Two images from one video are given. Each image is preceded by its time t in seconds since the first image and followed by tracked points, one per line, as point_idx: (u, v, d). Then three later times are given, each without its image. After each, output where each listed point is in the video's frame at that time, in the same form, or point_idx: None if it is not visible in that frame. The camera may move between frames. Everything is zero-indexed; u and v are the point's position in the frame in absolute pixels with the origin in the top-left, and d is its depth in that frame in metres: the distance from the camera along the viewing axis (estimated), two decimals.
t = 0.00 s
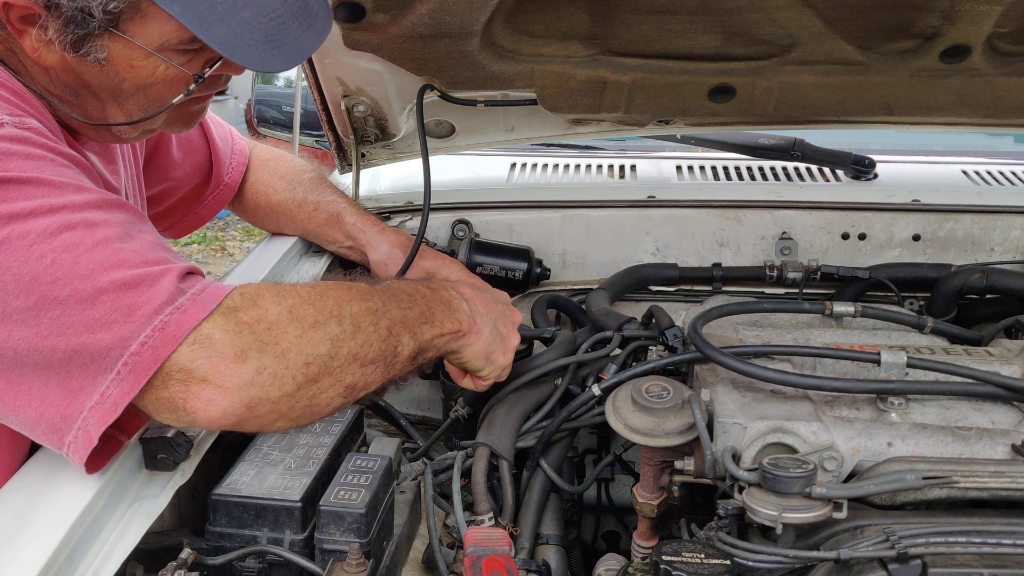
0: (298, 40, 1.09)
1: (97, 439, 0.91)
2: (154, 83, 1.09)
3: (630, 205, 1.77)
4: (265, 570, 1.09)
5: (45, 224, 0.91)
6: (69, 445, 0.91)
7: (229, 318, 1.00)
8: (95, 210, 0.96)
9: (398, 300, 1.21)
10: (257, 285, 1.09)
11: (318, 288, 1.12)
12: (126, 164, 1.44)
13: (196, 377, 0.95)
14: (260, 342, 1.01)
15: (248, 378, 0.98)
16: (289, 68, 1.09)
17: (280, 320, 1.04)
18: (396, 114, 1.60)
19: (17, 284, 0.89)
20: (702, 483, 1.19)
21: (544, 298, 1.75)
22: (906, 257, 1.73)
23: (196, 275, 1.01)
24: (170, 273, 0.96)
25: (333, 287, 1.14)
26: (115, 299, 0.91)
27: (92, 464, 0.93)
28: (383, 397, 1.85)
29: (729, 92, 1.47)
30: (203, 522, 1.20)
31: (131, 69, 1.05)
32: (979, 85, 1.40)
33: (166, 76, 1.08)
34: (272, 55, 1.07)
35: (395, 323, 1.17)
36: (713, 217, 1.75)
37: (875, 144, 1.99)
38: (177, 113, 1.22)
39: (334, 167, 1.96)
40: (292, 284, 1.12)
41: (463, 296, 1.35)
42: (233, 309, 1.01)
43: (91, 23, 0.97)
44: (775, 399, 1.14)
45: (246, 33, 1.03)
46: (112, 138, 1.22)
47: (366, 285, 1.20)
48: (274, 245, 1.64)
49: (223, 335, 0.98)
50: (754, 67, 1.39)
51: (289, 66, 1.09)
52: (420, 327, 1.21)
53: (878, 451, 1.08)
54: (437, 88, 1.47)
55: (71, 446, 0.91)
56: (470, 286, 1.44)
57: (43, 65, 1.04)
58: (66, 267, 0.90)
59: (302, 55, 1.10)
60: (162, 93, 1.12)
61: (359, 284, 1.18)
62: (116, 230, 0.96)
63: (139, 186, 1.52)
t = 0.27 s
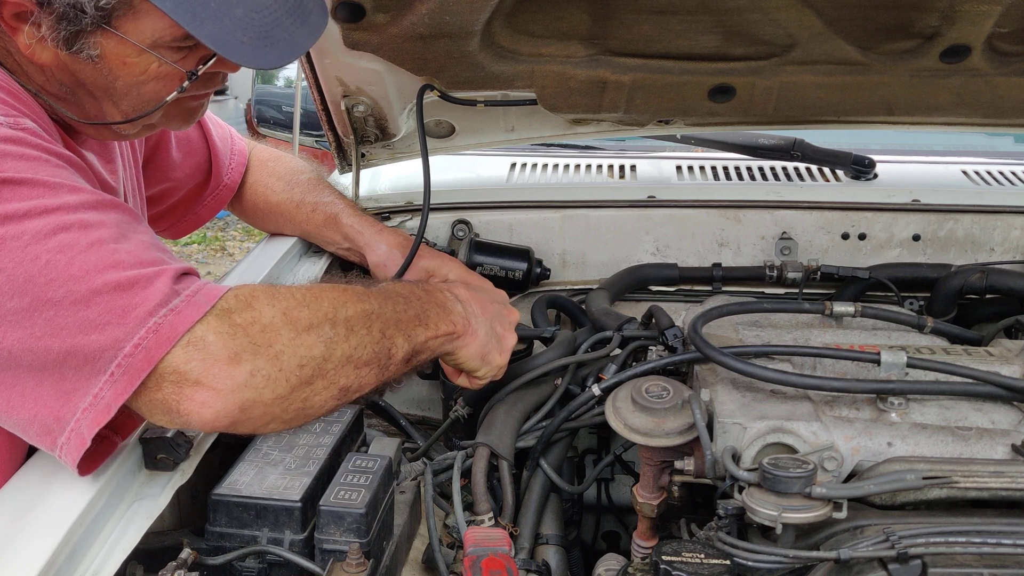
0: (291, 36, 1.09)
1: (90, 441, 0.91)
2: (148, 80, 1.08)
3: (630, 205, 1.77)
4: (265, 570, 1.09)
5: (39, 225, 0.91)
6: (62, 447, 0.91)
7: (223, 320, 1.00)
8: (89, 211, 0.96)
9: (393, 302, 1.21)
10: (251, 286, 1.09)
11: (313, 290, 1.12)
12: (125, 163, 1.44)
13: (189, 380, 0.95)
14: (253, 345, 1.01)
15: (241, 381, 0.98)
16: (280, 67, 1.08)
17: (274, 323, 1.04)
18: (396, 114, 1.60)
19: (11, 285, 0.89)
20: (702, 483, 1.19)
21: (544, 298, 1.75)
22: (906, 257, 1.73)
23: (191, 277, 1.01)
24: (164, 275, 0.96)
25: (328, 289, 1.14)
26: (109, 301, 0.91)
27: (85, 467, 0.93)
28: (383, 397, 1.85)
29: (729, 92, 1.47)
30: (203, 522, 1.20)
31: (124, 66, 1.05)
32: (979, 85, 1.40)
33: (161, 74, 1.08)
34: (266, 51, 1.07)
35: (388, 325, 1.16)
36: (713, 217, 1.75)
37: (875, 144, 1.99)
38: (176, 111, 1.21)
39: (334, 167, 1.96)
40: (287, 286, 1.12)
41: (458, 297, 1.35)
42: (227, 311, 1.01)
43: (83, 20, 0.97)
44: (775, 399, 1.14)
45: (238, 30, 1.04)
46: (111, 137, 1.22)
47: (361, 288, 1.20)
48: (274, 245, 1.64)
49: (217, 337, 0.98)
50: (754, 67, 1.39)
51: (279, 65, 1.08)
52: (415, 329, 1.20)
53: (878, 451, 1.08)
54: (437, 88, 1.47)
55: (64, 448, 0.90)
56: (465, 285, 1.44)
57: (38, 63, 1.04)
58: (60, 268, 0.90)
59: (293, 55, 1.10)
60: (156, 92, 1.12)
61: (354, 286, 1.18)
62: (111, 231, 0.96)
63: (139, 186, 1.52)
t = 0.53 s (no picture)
0: (292, 36, 1.10)
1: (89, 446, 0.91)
2: (149, 80, 1.08)
3: (630, 205, 1.77)
4: (265, 570, 1.09)
5: (39, 230, 0.91)
6: (60, 452, 0.90)
7: (222, 327, 1.00)
8: (89, 216, 0.96)
9: (387, 301, 1.20)
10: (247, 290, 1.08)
11: (309, 293, 1.12)
12: (128, 163, 1.44)
13: (188, 387, 0.95)
14: (253, 351, 1.01)
15: (241, 387, 0.98)
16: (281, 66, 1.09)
17: (273, 328, 1.04)
18: (396, 115, 1.60)
19: (10, 290, 0.89)
20: (702, 483, 1.19)
21: (544, 298, 1.75)
22: (906, 257, 1.73)
23: (191, 282, 1.01)
24: (164, 280, 0.96)
25: (324, 291, 1.13)
26: (109, 306, 0.91)
27: (84, 471, 0.92)
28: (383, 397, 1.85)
29: (729, 92, 1.47)
30: (203, 522, 1.20)
31: (125, 66, 1.05)
32: (980, 85, 1.40)
33: (161, 74, 1.08)
34: (266, 50, 1.07)
35: (383, 326, 1.16)
36: (713, 217, 1.75)
37: (875, 143, 1.99)
38: (178, 112, 1.21)
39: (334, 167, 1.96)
40: (283, 290, 1.11)
41: (449, 294, 1.35)
42: (226, 317, 1.01)
43: (83, 19, 0.97)
44: (775, 399, 1.14)
45: (239, 29, 1.04)
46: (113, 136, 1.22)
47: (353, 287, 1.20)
48: (274, 245, 1.64)
49: (216, 344, 0.98)
50: (753, 67, 1.40)
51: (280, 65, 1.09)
52: (408, 328, 1.21)
53: (878, 451, 1.08)
54: (437, 88, 1.47)
55: (62, 454, 0.90)
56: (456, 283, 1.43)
57: (39, 64, 1.04)
58: (60, 273, 0.90)
59: (294, 56, 1.11)
60: (157, 91, 1.11)
61: (349, 288, 1.18)
62: (110, 236, 0.96)
63: (141, 186, 1.52)
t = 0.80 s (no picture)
0: (285, 33, 1.10)
1: (91, 437, 0.91)
2: (141, 77, 1.08)
3: (630, 205, 1.77)
4: (265, 570, 1.09)
5: (35, 222, 0.91)
6: (61, 444, 0.91)
7: (221, 315, 1.00)
8: (85, 208, 0.96)
9: (381, 284, 1.21)
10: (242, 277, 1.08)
11: (305, 279, 1.12)
12: (124, 161, 1.44)
13: (190, 377, 0.96)
14: (252, 339, 1.01)
15: (242, 375, 0.99)
16: (275, 61, 1.08)
17: (271, 315, 1.04)
18: (396, 114, 1.60)
19: (8, 283, 0.89)
20: (702, 483, 1.19)
21: (544, 298, 1.75)
22: (906, 257, 1.73)
23: (188, 271, 1.01)
24: (162, 270, 0.96)
25: (319, 277, 1.13)
26: (108, 297, 0.91)
27: (86, 462, 0.94)
28: (384, 397, 1.85)
29: (729, 92, 1.47)
30: (203, 522, 1.20)
31: (117, 64, 1.05)
32: (979, 85, 1.40)
33: (153, 71, 1.08)
34: (260, 47, 1.07)
35: (379, 307, 1.17)
36: (713, 217, 1.75)
37: (875, 144, 1.99)
38: (169, 110, 1.21)
39: (334, 167, 1.96)
40: (279, 276, 1.11)
41: (442, 274, 1.35)
42: (225, 306, 1.01)
43: (74, 16, 0.97)
44: (775, 399, 1.14)
45: (232, 26, 1.04)
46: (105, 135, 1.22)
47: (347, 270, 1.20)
48: (274, 245, 1.64)
49: (216, 333, 0.98)
50: (754, 67, 1.39)
51: (275, 60, 1.08)
52: (404, 309, 1.21)
53: (878, 451, 1.08)
54: (437, 88, 1.47)
55: (64, 446, 0.90)
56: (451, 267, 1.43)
57: (30, 60, 1.04)
58: (58, 265, 0.90)
59: (287, 51, 1.10)
60: (150, 88, 1.11)
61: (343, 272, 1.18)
62: (107, 227, 0.96)
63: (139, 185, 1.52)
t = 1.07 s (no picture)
0: (284, 32, 1.10)
1: (98, 430, 0.92)
2: (141, 77, 1.08)
3: (630, 205, 1.77)
4: (265, 570, 1.09)
5: (38, 218, 0.91)
6: (69, 437, 0.91)
7: (225, 308, 1.00)
8: (86, 203, 0.96)
9: (378, 270, 1.21)
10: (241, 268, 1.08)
11: (304, 269, 1.12)
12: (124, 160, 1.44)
13: (196, 369, 0.96)
14: (257, 330, 1.01)
15: (248, 366, 0.99)
16: (274, 61, 1.08)
17: (273, 306, 1.04)
18: (396, 114, 1.60)
19: (12, 279, 0.88)
20: (702, 483, 1.19)
21: (544, 297, 1.75)
22: (906, 257, 1.73)
23: (192, 264, 1.01)
24: (166, 263, 0.96)
25: (317, 267, 1.13)
26: (113, 292, 0.91)
27: (93, 455, 0.95)
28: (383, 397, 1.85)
29: (729, 92, 1.47)
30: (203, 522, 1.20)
31: (117, 64, 1.04)
32: (980, 85, 1.40)
33: (153, 70, 1.08)
34: (259, 46, 1.07)
35: (378, 292, 1.17)
36: (713, 217, 1.75)
37: (875, 144, 1.99)
38: (166, 110, 1.22)
39: (334, 167, 1.96)
40: (279, 268, 1.11)
41: (437, 259, 1.35)
42: (228, 298, 1.01)
43: (74, 16, 0.97)
44: (775, 399, 1.14)
45: (231, 25, 1.04)
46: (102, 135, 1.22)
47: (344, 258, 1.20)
48: (273, 245, 1.65)
49: (221, 325, 0.98)
50: (754, 67, 1.39)
51: (274, 59, 1.08)
52: (403, 292, 1.21)
53: (878, 451, 1.08)
54: (437, 88, 1.47)
55: (73, 439, 0.91)
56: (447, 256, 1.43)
57: (29, 61, 1.04)
58: (62, 260, 0.90)
59: (285, 50, 1.10)
60: (149, 87, 1.11)
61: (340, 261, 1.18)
62: (109, 221, 0.96)
63: (139, 185, 1.52)
